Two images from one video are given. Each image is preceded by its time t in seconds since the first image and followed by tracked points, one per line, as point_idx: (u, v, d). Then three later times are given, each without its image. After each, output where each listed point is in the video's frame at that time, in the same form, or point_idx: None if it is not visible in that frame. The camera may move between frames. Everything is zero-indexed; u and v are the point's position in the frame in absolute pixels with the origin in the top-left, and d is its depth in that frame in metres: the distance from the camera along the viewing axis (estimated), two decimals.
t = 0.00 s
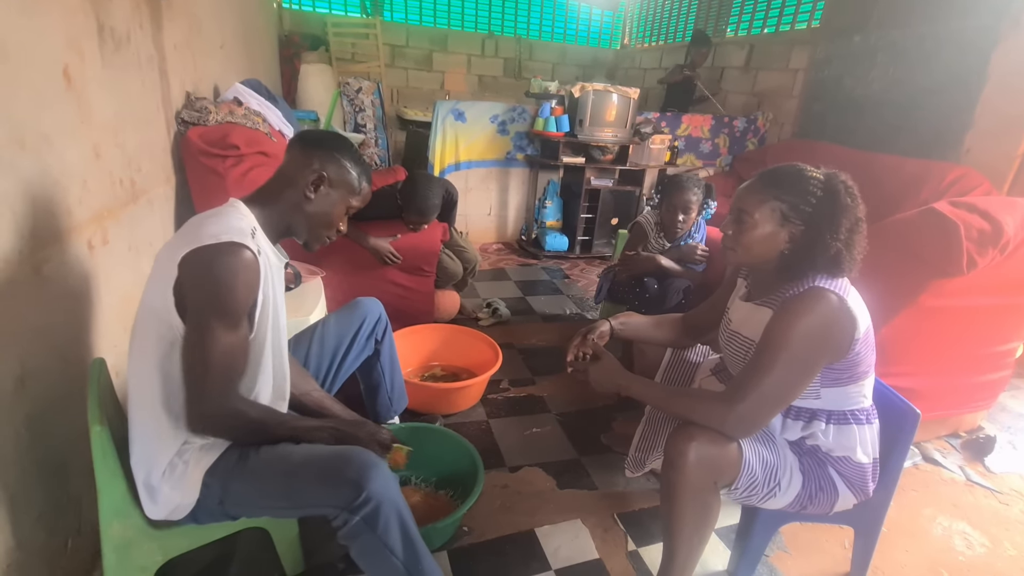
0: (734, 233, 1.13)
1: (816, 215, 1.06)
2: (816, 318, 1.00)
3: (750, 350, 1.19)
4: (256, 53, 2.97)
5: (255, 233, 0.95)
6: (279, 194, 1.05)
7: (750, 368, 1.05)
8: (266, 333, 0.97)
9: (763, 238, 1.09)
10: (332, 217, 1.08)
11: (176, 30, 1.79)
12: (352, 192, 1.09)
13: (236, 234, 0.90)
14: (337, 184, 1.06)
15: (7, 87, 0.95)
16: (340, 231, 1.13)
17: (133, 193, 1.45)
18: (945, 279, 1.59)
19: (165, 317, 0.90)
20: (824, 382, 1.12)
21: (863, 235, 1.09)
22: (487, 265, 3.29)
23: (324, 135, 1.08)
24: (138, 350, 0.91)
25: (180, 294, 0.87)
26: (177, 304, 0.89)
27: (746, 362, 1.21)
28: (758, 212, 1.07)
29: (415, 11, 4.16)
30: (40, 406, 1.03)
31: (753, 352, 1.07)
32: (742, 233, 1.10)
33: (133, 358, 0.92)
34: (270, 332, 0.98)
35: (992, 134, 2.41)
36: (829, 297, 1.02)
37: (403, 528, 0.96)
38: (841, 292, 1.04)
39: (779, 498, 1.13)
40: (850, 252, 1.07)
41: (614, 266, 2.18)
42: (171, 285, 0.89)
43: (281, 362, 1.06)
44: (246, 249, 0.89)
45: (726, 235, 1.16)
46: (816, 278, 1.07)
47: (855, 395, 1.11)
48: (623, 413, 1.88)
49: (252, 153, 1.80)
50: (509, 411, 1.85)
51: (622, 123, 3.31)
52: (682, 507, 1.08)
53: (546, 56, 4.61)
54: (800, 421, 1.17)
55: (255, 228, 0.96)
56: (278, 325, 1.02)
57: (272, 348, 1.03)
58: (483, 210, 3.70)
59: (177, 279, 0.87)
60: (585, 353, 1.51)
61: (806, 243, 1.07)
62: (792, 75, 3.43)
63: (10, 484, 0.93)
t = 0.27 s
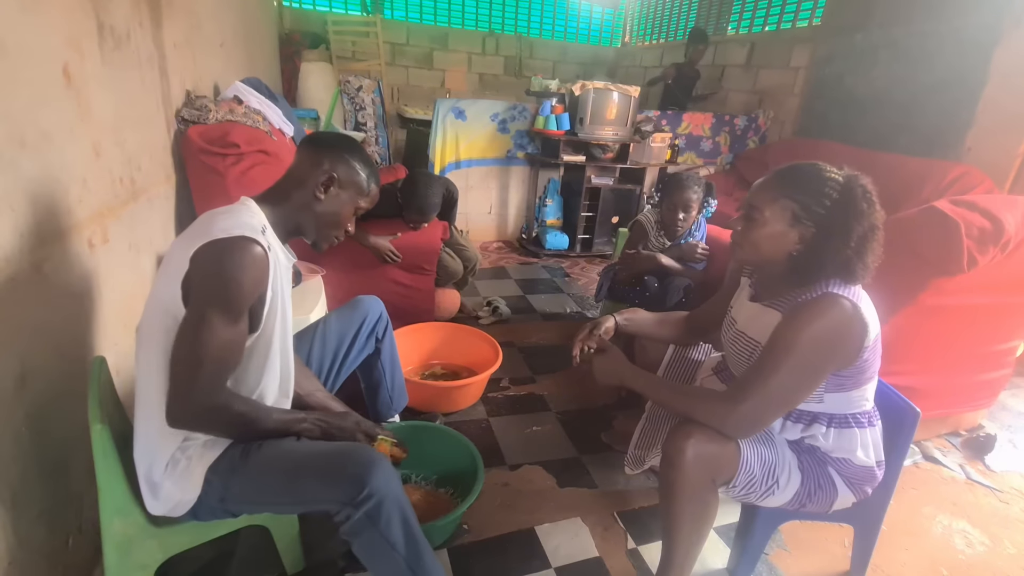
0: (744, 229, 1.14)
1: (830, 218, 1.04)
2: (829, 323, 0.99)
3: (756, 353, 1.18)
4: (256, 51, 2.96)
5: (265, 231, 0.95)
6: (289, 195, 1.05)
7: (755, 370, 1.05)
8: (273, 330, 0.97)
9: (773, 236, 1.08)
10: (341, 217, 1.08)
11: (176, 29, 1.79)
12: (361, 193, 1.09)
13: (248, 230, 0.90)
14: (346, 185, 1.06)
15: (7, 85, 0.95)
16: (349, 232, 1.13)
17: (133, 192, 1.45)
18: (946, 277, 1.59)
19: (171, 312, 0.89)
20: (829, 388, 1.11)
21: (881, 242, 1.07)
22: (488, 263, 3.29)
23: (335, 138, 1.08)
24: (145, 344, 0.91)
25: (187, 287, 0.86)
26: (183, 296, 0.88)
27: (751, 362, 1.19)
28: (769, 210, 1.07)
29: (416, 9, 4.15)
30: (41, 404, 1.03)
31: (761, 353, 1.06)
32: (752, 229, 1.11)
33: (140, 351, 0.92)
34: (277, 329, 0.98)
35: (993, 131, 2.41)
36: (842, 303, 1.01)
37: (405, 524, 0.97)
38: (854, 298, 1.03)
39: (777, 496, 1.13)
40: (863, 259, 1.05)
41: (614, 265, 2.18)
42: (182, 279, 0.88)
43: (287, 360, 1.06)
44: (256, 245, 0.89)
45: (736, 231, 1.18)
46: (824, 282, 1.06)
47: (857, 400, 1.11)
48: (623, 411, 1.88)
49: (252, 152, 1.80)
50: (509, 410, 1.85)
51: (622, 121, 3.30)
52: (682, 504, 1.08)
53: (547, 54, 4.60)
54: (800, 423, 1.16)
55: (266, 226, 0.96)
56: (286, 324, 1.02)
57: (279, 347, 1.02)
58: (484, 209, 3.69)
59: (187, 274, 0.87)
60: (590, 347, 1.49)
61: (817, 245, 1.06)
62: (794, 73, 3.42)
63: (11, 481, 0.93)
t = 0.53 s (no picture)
0: (769, 245, 1.09)
1: (864, 233, 1.00)
2: (843, 330, 0.98)
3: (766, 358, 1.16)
4: (256, 50, 2.96)
5: (272, 231, 0.95)
6: (291, 193, 1.04)
7: (762, 373, 1.04)
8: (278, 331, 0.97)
9: (801, 253, 1.04)
10: (343, 216, 1.08)
11: (176, 27, 1.78)
12: (363, 193, 1.09)
13: (257, 232, 0.90)
14: (349, 185, 1.06)
15: (7, 84, 0.95)
16: (350, 231, 1.13)
17: (133, 190, 1.45)
18: (947, 276, 1.59)
19: (182, 314, 0.89)
20: (837, 394, 1.10)
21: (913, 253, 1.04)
22: (488, 262, 3.29)
23: (336, 136, 1.08)
24: (149, 342, 0.91)
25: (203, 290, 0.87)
26: (199, 301, 0.89)
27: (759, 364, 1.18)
28: (799, 227, 1.02)
29: (416, 7, 4.15)
30: (41, 402, 1.03)
31: (769, 357, 1.05)
32: (778, 247, 1.06)
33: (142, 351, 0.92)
34: (282, 328, 0.98)
35: (995, 129, 2.40)
36: (860, 314, 1.00)
37: (403, 527, 0.96)
38: (874, 311, 1.01)
39: (772, 495, 1.13)
40: (896, 272, 1.02)
41: (615, 263, 2.18)
42: (194, 279, 0.88)
43: (289, 358, 1.06)
44: (267, 246, 0.89)
45: (759, 245, 1.12)
46: (853, 297, 1.04)
47: (862, 405, 1.11)
48: (623, 410, 1.88)
49: (252, 150, 1.80)
50: (509, 408, 1.85)
51: (623, 119, 3.30)
52: (680, 502, 1.09)
53: (548, 52, 4.59)
54: (803, 426, 1.15)
55: (272, 226, 0.96)
56: (290, 323, 1.02)
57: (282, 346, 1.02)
58: (484, 207, 3.69)
59: (200, 278, 0.88)
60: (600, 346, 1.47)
61: (849, 261, 1.03)
62: (795, 71, 3.41)
63: (11, 480, 0.93)
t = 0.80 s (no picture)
0: (787, 238, 1.08)
1: (885, 227, 1.00)
2: (846, 329, 0.97)
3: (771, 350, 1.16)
4: (257, 47, 2.96)
5: (269, 226, 0.95)
6: (294, 193, 1.04)
7: (764, 373, 1.03)
8: (275, 326, 0.97)
9: (821, 247, 1.04)
10: (345, 216, 1.08)
11: (176, 25, 1.78)
12: (365, 194, 1.09)
13: (251, 225, 0.90)
14: (351, 184, 1.06)
15: (7, 81, 0.95)
16: (351, 232, 1.13)
17: (134, 188, 1.45)
18: (948, 274, 1.59)
19: (175, 306, 0.90)
20: (837, 392, 1.10)
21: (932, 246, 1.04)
22: (489, 260, 3.29)
23: (341, 136, 1.08)
24: (147, 338, 0.91)
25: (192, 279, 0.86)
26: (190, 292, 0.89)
27: (762, 358, 1.19)
28: (820, 220, 1.02)
29: (417, 5, 4.14)
30: (42, 400, 1.03)
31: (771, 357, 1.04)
32: (798, 240, 1.06)
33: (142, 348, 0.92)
34: (280, 324, 0.98)
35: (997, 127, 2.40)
36: (862, 313, 0.99)
37: (406, 519, 0.96)
38: (877, 310, 1.00)
39: (774, 494, 1.13)
40: (912, 268, 1.03)
41: (616, 261, 2.18)
42: (186, 275, 0.89)
43: (291, 356, 1.06)
44: (261, 241, 0.89)
45: (776, 237, 1.12)
46: (870, 293, 1.04)
47: (866, 406, 1.10)
48: (623, 408, 1.88)
49: (252, 148, 1.80)
50: (509, 406, 1.85)
51: (624, 117, 3.29)
52: (680, 500, 1.09)
53: (549, 50, 4.58)
54: (803, 422, 1.15)
55: (270, 222, 0.96)
56: (289, 319, 1.02)
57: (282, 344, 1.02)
58: (484, 205, 3.69)
59: (191, 267, 0.87)
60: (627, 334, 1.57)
61: (869, 255, 1.03)
62: (796, 69, 3.40)
63: (12, 477, 0.93)
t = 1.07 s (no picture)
0: (794, 219, 1.08)
1: (886, 204, 1.02)
2: (860, 326, 0.98)
3: (784, 341, 1.17)
4: (258, 46, 2.96)
5: (269, 226, 0.94)
6: (291, 189, 1.05)
7: (780, 374, 1.04)
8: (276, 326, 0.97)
9: (827, 225, 1.04)
10: (341, 212, 1.08)
11: (177, 23, 1.78)
12: (362, 189, 1.09)
13: (254, 226, 0.90)
14: (348, 180, 1.06)
15: (8, 79, 0.95)
16: (350, 228, 1.13)
17: (135, 187, 1.45)
18: (949, 273, 1.59)
19: (179, 309, 0.90)
20: (863, 381, 1.08)
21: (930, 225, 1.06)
22: (489, 259, 3.29)
23: (335, 132, 1.08)
24: (148, 337, 0.91)
25: (199, 277, 0.87)
26: (195, 294, 0.89)
27: (774, 348, 1.19)
28: (825, 198, 1.03)
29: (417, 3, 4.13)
30: (44, 397, 1.03)
31: (788, 356, 1.05)
32: (804, 219, 1.06)
33: (142, 346, 0.92)
34: (280, 323, 0.98)
35: (1000, 127, 2.40)
36: (872, 304, 0.99)
37: (404, 522, 0.97)
38: (886, 298, 1.00)
39: (783, 497, 1.13)
40: (915, 245, 1.05)
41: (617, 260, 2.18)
42: (191, 273, 0.88)
43: (291, 353, 1.06)
44: (264, 241, 0.89)
45: (783, 221, 1.12)
46: (876, 274, 1.05)
47: (874, 398, 1.10)
48: (624, 407, 1.88)
49: (253, 146, 1.81)
50: (510, 405, 1.85)
51: (625, 116, 3.29)
52: (688, 502, 1.08)
53: (550, 48, 4.57)
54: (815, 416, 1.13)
55: (270, 221, 0.96)
56: (289, 318, 1.02)
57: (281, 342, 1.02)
58: (485, 204, 3.68)
59: (197, 272, 0.87)
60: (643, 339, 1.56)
61: (873, 232, 1.04)
62: (797, 67, 3.40)
63: (14, 475, 0.94)
